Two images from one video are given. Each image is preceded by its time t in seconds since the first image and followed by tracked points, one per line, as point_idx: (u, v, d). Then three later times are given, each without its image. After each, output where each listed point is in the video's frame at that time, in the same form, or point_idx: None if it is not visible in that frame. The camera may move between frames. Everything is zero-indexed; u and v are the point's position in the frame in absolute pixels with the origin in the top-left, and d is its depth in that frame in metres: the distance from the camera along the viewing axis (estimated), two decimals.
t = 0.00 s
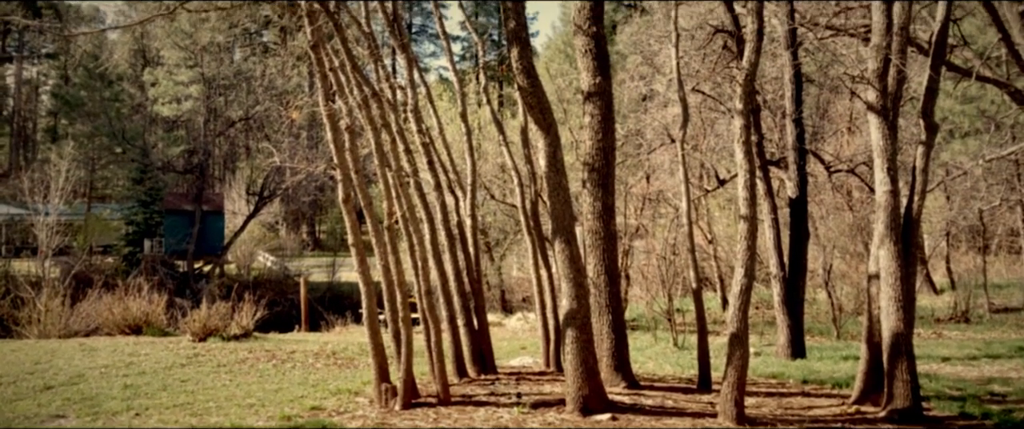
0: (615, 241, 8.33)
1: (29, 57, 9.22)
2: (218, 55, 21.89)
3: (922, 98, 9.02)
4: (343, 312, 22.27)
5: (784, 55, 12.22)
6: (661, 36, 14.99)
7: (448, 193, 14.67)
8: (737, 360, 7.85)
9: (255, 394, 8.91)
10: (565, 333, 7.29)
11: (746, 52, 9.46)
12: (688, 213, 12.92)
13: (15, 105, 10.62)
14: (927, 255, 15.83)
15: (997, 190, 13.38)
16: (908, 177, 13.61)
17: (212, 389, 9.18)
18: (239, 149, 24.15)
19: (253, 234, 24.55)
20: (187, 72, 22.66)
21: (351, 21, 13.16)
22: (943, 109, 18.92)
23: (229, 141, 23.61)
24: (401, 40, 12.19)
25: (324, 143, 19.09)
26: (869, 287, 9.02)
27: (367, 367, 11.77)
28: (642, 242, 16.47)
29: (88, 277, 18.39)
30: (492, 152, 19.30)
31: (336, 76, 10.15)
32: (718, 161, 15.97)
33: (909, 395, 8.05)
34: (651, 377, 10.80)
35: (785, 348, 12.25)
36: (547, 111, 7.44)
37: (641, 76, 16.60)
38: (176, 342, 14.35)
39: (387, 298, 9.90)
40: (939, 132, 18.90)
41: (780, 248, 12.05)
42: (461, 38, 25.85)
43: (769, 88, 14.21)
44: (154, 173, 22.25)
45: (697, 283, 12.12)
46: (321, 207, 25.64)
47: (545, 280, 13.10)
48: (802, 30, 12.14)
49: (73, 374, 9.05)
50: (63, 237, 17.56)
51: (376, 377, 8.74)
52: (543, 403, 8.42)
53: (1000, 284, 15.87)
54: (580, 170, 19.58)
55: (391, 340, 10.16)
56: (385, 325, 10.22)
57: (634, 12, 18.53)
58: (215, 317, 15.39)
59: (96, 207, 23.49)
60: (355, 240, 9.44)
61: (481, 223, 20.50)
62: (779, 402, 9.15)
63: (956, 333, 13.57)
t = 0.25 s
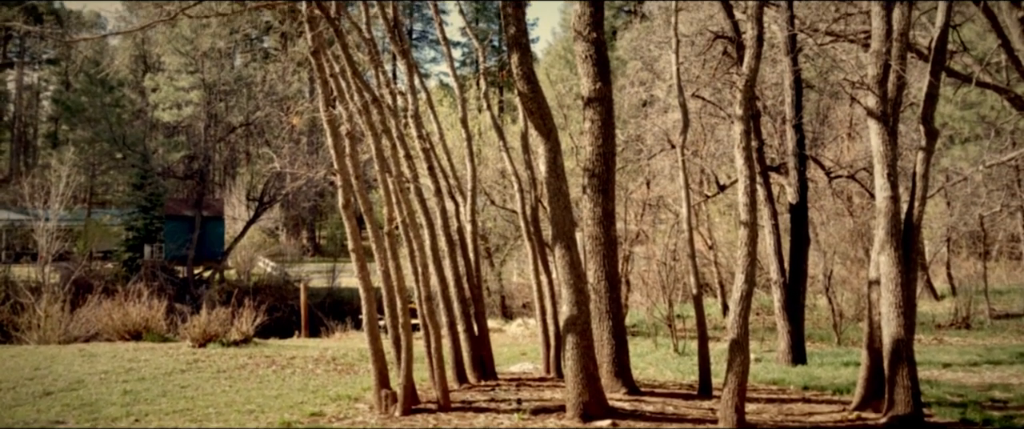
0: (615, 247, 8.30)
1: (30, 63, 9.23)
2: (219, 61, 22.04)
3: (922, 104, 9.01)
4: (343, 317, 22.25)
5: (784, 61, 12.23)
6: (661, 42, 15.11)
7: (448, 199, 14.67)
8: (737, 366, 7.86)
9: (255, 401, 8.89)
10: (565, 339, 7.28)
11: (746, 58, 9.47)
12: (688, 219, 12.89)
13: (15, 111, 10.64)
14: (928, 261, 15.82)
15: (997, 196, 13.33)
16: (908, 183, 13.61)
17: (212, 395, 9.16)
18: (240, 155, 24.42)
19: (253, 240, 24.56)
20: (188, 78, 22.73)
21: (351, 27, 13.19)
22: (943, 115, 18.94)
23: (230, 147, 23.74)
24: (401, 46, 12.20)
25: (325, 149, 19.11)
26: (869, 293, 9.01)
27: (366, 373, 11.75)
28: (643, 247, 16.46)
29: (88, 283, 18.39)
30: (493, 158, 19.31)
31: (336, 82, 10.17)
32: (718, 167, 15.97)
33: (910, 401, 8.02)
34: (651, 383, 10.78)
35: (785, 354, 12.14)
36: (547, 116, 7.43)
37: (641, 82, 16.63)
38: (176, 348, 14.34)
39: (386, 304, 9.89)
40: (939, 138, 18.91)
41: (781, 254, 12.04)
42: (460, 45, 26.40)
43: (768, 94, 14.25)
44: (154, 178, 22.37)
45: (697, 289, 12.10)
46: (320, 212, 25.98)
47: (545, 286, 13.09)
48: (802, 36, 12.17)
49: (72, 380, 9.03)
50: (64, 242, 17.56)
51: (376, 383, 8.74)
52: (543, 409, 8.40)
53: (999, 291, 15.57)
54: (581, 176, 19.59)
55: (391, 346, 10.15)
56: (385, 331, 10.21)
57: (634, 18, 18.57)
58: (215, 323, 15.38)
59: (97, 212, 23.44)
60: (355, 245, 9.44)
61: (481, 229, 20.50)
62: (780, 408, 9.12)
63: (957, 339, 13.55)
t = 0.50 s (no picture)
0: (615, 258, 8.27)
1: (32, 74, 9.24)
2: (220, 73, 22.15)
3: (922, 116, 9.02)
4: (343, 329, 22.21)
5: (784, 73, 12.25)
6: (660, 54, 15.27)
7: (448, 210, 14.68)
8: (739, 378, 8.13)
9: (254, 412, 8.86)
10: (565, 350, 7.26)
11: (747, 69, 9.48)
12: (688, 230, 12.86)
13: (17, 122, 10.68)
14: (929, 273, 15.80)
15: (998, 207, 13.27)
16: (908, 194, 13.62)
17: (211, 407, 9.14)
18: (240, 166, 24.12)
19: (253, 252, 24.56)
20: (189, 89, 22.84)
21: (352, 39, 13.26)
22: (943, 127, 18.96)
23: (230, 158, 23.71)
24: (402, 58, 12.23)
25: (325, 160, 19.14)
26: (870, 304, 9.00)
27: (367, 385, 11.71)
28: (643, 259, 16.44)
29: (88, 294, 18.38)
30: (493, 169, 19.34)
31: (337, 94, 10.21)
32: (718, 178, 15.97)
33: (913, 413, 7.99)
34: (652, 395, 10.75)
35: (787, 366, 12.06)
36: (547, 128, 7.41)
37: (641, 93, 16.67)
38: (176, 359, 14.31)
39: (386, 315, 9.88)
40: (939, 150, 18.93)
41: (782, 265, 12.03)
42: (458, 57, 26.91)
43: (768, 106, 14.30)
44: (155, 189, 22.37)
45: (698, 301, 12.07)
46: (321, 223, 26.12)
47: (545, 298, 13.08)
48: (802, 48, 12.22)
49: (71, 392, 8.99)
50: (64, 253, 17.54)
51: (376, 394, 8.75)
52: (544, 421, 8.37)
53: (1000, 303, 15.19)
54: (581, 187, 19.60)
55: (391, 357, 10.13)
56: (385, 342, 10.19)
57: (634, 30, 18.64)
58: (215, 334, 15.35)
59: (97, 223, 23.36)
60: (355, 256, 9.43)
61: (482, 240, 20.48)
62: (782, 420, 9.09)
63: (958, 351, 13.52)
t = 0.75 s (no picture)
0: (615, 269, 8.21)
1: (33, 87, 9.23)
2: (221, 84, 22.66)
3: (922, 127, 9.03)
4: (343, 340, 22.17)
5: (784, 84, 12.27)
6: (661, 65, 15.29)
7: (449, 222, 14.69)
8: (740, 390, 8.86)
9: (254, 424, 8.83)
10: (566, 362, 7.25)
11: (746, 81, 9.51)
12: (689, 241, 12.86)
13: (18, 134, 10.66)
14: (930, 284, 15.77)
15: (999, 218, 13.16)
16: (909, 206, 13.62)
17: (211, 419, 9.11)
18: (242, 177, 24.24)
19: (253, 263, 24.55)
20: (190, 100, 23.06)
21: (353, 51, 13.30)
22: (943, 138, 19.01)
23: (231, 169, 23.99)
24: (403, 69, 12.27)
25: (326, 171, 19.17)
26: (872, 316, 9.01)
27: (367, 397, 11.69)
28: (644, 270, 16.43)
29: (88, 306, 18.35)
30: (493, 180, 19.37)
31: (338, 106, 10.26)
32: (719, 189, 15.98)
33: (915, 425, 7.95)
34: (653, 407, 10.73)
35: (788, 377, 12.03)
36: (548, 140, 7.39)
37: (641, 105, 16.73)
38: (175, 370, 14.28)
39: (387, 327, 9.88)
40: (939, 161, 18.96)
41: (783, 276, 12.03)
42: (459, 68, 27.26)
43: (768, 117, 14.32)
44: (156, 200, 22.48)
45: (699, 312, 12.04)
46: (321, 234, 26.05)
47: (546, 309, 13.07)
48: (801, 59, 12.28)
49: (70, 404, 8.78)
50: (64, 264, 17.52)
51: (376, 406, 8.89)
52: None
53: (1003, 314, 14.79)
54: (581, 198, 19.63)
55: (391, 369, 10.13)
56: (385, 354, 10.19)
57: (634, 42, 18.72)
58: (215, 345, 15.35)
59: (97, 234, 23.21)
60: (355, 268, 9.43)
61: (482, 251, 20.48)
62: None
63: (960, 362, 13.48)
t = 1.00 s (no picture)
0: (617, 274, 8.14)
1: (34, 92, 9.23)
2: (221, 90, 22.51)
3: (922, 132, 9.03)
4: (343, 346, 22.15)
5: (784, 90, 12.28)
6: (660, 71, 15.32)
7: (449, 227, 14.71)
8: (741, 396, 8.97)
9: None
10: (566, 368, 7.24)
11: (746, 87, 9.54)
12: (690, 247, 12.86)
13: (19, 140, 10.65)
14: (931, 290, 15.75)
15: (999, 223, 13.12)
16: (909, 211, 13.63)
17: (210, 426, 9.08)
18: (242, 183, 24.22)
19: (253, 268, 24.55)
20: (190, 106, 23.05)
21: (354, 57, 13.33)
22: (943, 144, 19.04)
23: (231, 175, 23.92)
24: (403, 75, 12.29)
25: (326, 176, 19.19)
26: (873, 322, 9.00)
27: (367, 402, 11.68)
28: (644, 275, 16.42)
29: (87, 311, 18.36)
30: (493, 185, 19.38)
31: (339, 112, 10.30)
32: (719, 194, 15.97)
33: None
34: (654, 413, 10.74)
35: (789, 383, 12.00)
36: (548, 146, 7.39)
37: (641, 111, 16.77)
38: (174, 376, 14.24)
39: (387, 332, 9.89)
40: (939, 167, 18.98)
41: (783, 282, 12.01)
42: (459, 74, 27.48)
43: (768, 122, 14.33)
44: (156, 205, 22.46)
45: (699, 317, 12.02)
46: (321, 240, 25.78)
47: (547, 315, 13.06)
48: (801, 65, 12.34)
49: (69, 410, 8.79)
50: (64, 270, 17.51)
51: (375, 412, 9.07)
52: None
53: (1004, 320, 14.47)
54: (581, 204, 19.63)
55: (391, 375, 10.14)
56: (385, 360, 10.20)
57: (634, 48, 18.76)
58: (215, 351, 15.33)
59: (97, 239, 23.23)
60: (355, 273, 9.43)
61: (482, 257, 20.48)
62: None
63: (961, 368, 13.45)
